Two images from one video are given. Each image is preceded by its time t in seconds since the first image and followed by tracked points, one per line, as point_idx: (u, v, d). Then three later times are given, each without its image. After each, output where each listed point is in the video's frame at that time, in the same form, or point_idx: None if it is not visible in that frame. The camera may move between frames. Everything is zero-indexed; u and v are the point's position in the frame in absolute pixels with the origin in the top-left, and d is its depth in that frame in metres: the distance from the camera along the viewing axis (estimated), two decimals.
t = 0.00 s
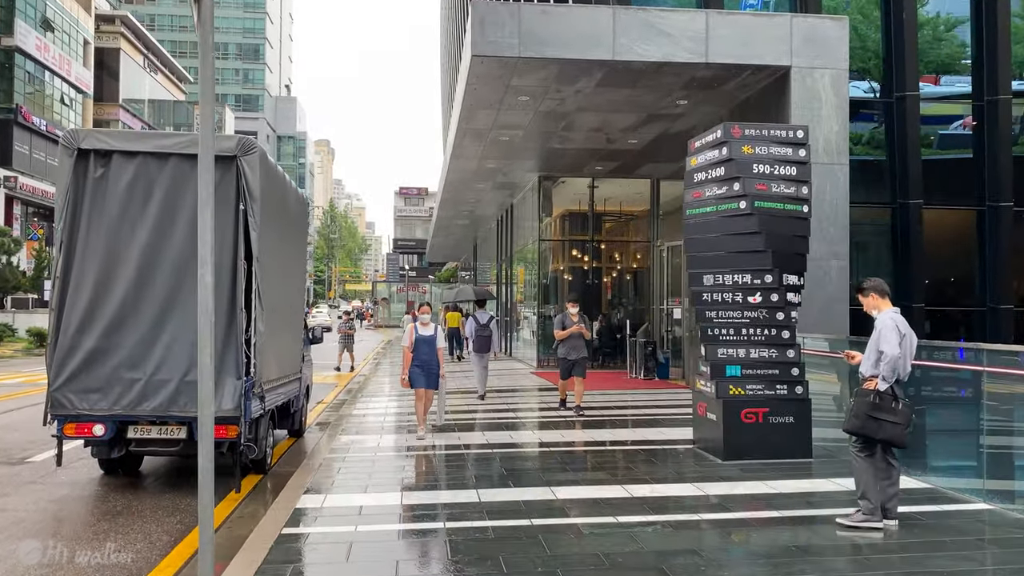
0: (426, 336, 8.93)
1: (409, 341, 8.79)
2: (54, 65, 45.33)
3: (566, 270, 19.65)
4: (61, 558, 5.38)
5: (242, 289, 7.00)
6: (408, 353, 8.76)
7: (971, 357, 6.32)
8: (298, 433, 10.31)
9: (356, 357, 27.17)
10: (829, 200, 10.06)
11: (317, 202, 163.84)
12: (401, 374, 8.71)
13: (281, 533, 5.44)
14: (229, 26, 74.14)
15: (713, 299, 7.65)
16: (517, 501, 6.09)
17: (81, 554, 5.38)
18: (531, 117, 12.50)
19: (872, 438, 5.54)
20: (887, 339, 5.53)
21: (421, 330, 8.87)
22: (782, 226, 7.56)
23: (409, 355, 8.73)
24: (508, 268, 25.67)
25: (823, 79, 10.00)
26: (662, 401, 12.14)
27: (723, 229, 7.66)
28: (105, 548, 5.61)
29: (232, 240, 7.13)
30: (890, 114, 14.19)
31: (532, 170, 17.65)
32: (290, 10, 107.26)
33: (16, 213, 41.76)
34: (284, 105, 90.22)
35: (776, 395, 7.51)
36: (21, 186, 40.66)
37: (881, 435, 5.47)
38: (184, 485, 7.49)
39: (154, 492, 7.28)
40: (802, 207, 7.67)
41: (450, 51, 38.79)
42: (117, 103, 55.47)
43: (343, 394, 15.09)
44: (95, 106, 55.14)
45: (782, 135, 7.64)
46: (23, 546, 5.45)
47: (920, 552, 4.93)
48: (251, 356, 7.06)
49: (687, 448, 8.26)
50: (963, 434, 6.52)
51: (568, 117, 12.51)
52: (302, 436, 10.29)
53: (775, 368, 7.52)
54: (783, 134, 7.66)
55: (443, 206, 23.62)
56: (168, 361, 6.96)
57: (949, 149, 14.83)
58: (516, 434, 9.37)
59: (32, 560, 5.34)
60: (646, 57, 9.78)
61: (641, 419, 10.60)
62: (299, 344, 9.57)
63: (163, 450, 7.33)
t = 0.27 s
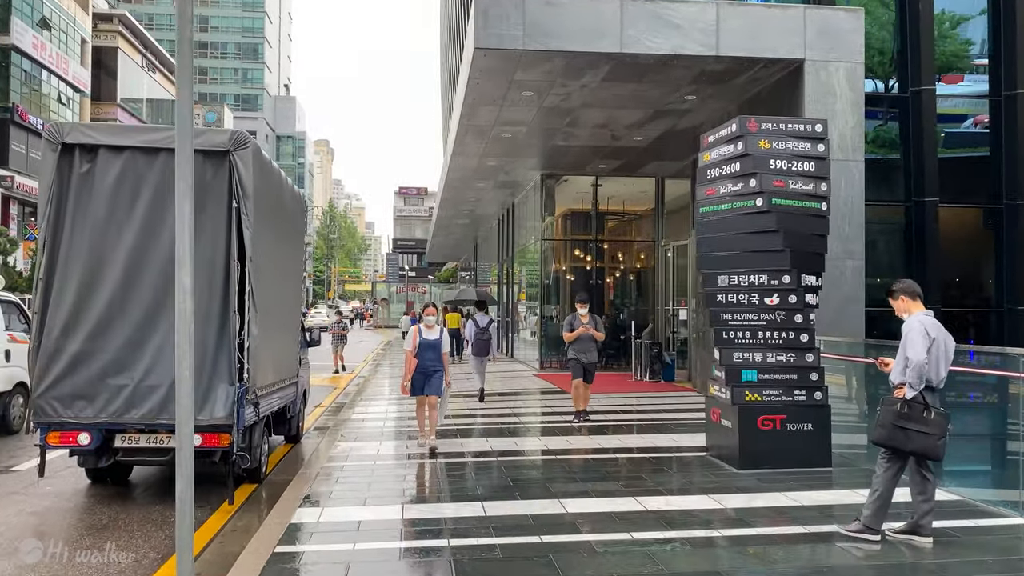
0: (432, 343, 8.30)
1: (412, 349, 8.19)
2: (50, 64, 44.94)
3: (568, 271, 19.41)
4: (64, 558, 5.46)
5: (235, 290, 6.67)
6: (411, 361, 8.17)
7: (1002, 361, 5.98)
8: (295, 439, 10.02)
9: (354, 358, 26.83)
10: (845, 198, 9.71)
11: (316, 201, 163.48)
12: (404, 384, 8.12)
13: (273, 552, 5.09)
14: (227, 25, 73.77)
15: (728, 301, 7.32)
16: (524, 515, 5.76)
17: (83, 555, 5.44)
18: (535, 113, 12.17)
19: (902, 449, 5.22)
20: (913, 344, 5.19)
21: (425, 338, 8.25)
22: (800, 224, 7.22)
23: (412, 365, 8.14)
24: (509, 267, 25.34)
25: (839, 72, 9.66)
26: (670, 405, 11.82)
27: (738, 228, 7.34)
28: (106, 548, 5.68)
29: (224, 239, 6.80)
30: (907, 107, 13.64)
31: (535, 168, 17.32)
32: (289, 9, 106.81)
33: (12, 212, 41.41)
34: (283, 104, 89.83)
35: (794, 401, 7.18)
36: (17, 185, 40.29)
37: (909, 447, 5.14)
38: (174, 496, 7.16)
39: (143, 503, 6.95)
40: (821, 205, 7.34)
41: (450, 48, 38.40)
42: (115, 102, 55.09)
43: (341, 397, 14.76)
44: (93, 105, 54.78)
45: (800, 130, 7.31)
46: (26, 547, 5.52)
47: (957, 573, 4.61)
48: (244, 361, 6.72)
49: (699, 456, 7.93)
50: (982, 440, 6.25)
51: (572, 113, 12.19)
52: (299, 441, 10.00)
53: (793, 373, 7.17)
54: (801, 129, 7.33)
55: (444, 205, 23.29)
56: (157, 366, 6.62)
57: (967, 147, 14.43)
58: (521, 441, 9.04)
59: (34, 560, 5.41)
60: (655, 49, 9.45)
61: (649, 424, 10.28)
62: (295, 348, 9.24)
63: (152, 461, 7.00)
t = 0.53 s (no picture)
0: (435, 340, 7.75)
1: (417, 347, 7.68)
2: (47, 63, 44.59)
3: (570, 269, 19.07)
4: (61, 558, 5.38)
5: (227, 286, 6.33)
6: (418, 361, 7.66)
7: None
8: (292, 442, 9.70)
9: (353, 358, 26.47)
10: (861, 192, 9.37)
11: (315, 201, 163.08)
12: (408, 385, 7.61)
13: (265, 566, 4.76)
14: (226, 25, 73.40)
15: (744, 298, 6.99)
16: (533, 524, 5.44)
17: (81, 554, 5.36)
18: (538, 106, 11.84)
19: (934, 456, 4.84)
20: (945, 342, 4.81)
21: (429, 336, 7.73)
22: (819, 217, 6.90)
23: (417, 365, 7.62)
24: (511, 267, 25.00)
25: (854, 62, 9.33)
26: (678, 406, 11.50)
27: (755, 220, 7.02)
28: (105, 548, 5.58)
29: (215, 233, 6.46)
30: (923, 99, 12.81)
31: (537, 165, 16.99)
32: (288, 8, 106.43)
33: (9, 212, 41.09)
34: (282, 103, 89.45)
35: (813, 403, 6.85)
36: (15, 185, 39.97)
37: (942, 453, 4.77)
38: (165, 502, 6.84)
39: (131, 509, 6.63)
40: (841, 197, 7.01)
41: (451, 46, 38.02)
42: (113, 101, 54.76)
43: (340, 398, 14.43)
44: (90, 104, 54.45)
45: (820, 119, 6.99)
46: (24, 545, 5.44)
47: None
48: (236, 361, 6.37)
49: (713, 460, 7.61)
50: (1001, 442, 5.98)
51: (577, 106, 11.87)
52: (295, 444, 9.67)
53: (813, 373, 6.86)
54: (821, 118, 7.00)
55: (445, 203, 22.97)
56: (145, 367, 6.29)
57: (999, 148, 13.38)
58: (526, 444, 8.71)
59: (30, 564, 5.22)
60: (665, 38, 9.14)
61: (657, 426, 9.95)
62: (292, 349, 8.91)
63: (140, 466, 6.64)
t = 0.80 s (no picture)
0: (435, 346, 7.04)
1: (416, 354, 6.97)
2: (42, 61, 44.18)
3: (570, 269, 18.74)
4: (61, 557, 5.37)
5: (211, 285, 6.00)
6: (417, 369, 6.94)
7: None
8: (284, 447, 9.36)
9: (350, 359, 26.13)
10: (873, 189, 9.04)
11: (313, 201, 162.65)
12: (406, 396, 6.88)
13: None
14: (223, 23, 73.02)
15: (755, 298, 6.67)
16: (534, 539, 5.11)
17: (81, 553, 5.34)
18: (538, 101, 11.51)
19: (959, 470, 4.48)
20: (966, 349, 4.45)
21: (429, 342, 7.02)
22: (833, 214, 6.58)
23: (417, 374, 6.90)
24: (510, 267, 24.66)
25: (865, 53, 9.01)
26: (682, 409, 11.17)
27: (766, 217, 6.70)
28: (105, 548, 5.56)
29: (198, 231, 6.12)
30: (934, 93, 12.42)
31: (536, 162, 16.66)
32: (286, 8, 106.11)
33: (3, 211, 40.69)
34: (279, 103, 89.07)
35: (828, 408, 6.52)
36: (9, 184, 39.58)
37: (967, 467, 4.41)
38: (148, 512, 6.50)
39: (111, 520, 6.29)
40: (856, 192, 6.69)
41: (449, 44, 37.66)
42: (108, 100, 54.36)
43: (334, 400, 14.09)
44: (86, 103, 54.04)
45: (833, 111, 6.67)
46: (23, 543, 5.43)
47: None
48: (221, 364, 6.05)
49: (722, 468, 7.27)
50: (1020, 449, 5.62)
51: (578, 101, 11.55)
52: (287, 450, 9.34)
53: (827, 377, 6.53)
54: (835, 110, 6.67)
55: (443, 202, 22.63)
56: (125, 371, 5.95)
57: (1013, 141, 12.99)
58: (526, 450, 8.37)
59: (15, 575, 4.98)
60: (670, 29, 8.82)
61: (661, 430, 9.62)
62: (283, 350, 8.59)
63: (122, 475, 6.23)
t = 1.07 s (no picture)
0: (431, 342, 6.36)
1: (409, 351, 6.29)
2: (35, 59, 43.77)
3: (569, 269, 18.43)
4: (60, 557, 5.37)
5: (190, 284, 5.67)
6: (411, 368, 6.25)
7: None
8: (273, 453, 9.04)
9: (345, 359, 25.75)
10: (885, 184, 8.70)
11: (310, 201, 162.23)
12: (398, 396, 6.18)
13: None
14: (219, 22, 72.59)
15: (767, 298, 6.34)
16: (534, 554, 4.77)
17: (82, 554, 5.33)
18: (536, 94, 11.17)
19: (980, 481, 4.06)
20: (982, 355, 4.04)
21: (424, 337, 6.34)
22: (847, 208, 6.25)
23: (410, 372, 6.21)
24: (507, 267, 24.30)
25: (876, 44, 8.69)
26: (684, 413, 10.82)
27: (777, 212, 6.37)
28: (105, 549, 5.54)
29: (177, 227, 5.76)
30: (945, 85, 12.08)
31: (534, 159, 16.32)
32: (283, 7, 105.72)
33: None
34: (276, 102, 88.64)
35: (841, 413, 6.19)
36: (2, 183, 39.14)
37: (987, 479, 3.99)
38: (125, 523, 6.15)
39: (86, 532, 5.94)
40: (870, 186, 6.36)
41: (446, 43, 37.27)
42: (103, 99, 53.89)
43: (327, 403, 13.72)
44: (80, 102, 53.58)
45: (847, 100, 6.33)
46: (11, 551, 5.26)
47: None
48: (201, 367, 5.71)
49: (729, 475, 6.94)
50: None
51: (577, 95, 11.21)
52: (277, 455, 9.03)
53: (840, 380, 6.20)
54: (849, 99, 6.34)
55: (439, 200, 22.28)
56: (99, 375, 5.60)
57: (1017, 139, 12.75)
58: (524, 456, 8.03)
59: None
60: (674, 17, 8.49)
61: (664, 435, 9.29)
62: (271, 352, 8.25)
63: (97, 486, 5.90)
